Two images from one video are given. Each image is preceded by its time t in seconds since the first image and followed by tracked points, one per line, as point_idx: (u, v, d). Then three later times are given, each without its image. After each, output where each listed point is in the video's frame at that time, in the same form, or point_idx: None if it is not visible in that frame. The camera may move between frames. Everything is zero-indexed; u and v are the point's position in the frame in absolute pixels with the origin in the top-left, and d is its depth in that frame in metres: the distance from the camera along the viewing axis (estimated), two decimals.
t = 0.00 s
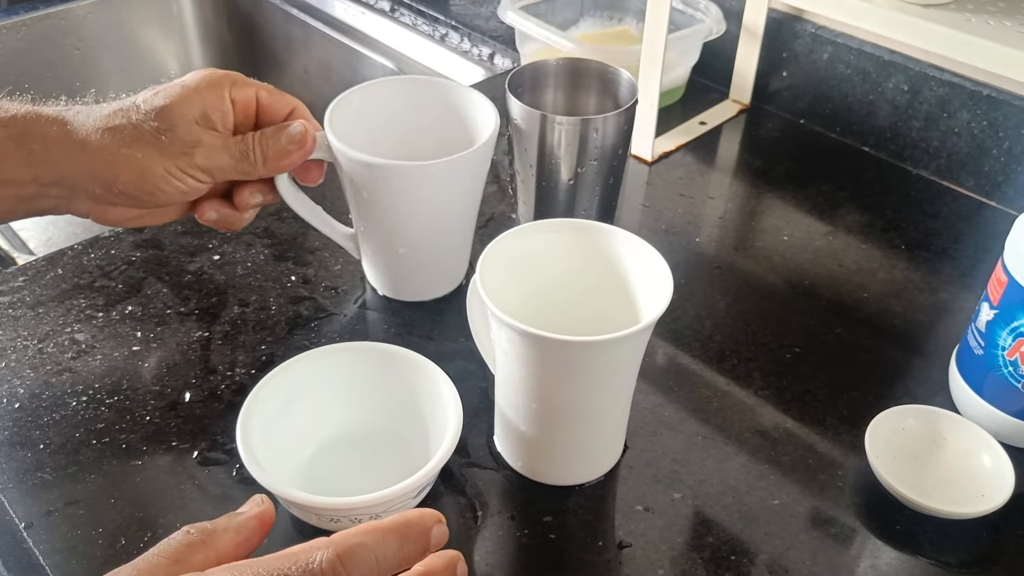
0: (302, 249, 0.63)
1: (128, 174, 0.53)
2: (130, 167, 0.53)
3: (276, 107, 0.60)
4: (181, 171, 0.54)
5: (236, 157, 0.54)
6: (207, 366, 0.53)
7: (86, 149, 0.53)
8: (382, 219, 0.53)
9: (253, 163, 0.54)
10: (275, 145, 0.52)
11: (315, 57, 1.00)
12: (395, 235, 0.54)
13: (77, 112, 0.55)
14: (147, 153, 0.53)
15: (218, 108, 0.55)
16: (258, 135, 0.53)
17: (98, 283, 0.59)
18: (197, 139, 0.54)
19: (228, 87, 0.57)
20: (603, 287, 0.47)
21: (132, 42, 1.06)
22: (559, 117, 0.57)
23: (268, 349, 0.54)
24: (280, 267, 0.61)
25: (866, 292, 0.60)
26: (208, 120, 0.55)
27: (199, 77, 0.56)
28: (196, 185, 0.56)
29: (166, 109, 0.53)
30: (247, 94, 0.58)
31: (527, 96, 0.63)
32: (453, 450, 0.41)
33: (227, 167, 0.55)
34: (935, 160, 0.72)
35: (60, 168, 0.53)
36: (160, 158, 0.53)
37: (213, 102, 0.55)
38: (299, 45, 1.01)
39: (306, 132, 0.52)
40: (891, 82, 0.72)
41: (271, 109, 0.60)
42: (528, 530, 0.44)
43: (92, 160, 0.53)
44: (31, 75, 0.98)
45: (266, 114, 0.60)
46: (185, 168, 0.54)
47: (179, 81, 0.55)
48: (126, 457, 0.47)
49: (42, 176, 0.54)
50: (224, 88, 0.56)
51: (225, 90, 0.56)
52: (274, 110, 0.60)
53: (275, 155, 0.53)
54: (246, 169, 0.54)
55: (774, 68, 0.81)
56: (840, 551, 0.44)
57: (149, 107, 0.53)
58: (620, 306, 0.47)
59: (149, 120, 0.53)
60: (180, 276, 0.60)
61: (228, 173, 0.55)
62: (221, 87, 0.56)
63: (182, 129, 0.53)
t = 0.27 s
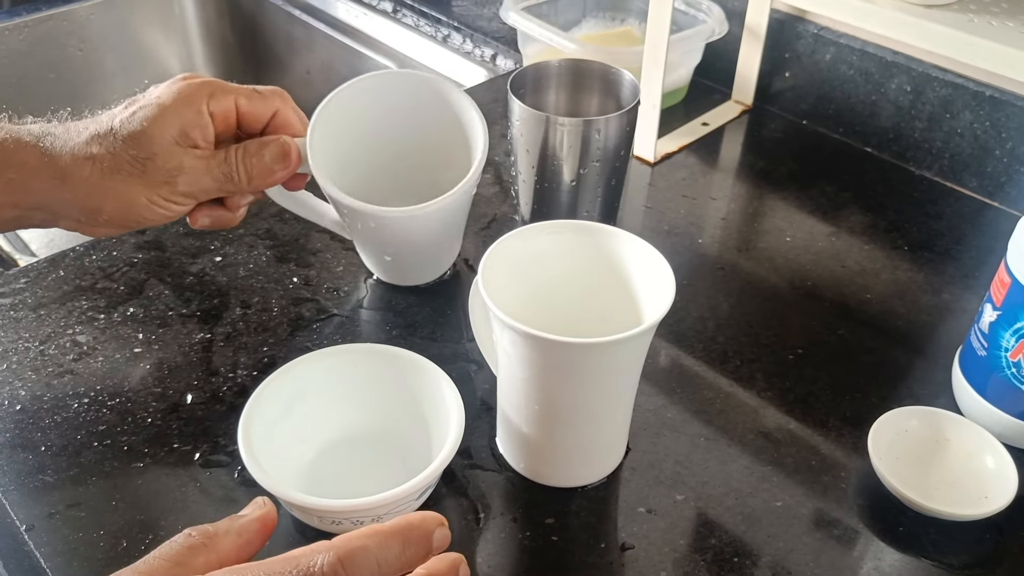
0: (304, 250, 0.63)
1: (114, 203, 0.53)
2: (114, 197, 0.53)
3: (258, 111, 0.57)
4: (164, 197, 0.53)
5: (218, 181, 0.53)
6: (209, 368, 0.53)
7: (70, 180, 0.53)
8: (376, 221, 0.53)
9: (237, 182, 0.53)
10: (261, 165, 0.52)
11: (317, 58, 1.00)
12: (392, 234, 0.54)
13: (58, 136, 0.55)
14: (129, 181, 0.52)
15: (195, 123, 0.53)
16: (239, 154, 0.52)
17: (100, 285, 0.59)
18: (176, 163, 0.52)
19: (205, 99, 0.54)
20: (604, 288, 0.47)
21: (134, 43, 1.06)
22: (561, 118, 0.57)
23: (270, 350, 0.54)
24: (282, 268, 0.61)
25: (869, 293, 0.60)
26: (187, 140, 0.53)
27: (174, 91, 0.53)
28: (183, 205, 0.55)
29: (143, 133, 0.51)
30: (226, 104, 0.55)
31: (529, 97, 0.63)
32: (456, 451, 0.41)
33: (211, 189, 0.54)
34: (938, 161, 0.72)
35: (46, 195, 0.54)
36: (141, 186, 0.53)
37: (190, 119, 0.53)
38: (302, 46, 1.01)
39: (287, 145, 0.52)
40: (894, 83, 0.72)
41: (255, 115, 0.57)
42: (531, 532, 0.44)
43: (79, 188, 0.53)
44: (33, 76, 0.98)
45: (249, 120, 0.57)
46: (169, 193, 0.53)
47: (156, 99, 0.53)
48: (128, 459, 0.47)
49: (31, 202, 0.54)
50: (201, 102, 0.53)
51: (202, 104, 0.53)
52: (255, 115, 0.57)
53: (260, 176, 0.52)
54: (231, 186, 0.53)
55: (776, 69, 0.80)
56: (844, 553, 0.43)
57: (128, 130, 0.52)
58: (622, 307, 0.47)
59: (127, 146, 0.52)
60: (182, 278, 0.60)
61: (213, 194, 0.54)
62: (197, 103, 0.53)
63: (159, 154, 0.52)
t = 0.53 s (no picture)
0: (304, 250, 0.63)
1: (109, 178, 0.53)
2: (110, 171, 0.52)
3: (257, 105, 0.59)
4: (161, 174, 0.53)
5: (218, 156, 0.53)
6: (208, 368, 0.53)
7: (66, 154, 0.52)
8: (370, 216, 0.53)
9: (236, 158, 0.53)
10: (260, 145, 0.52)
11: (318, 57, 1.00)
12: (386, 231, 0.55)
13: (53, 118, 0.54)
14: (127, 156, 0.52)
15: (198, 109, 0.55)
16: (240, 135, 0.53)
17: (100, 285, 0.59)
18: (177, 141, 0.53)
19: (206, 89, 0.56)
20: (606, 289, 0.47)
21: (135, 42, 1.06)
22: (561, 118, 0.57)
23: (270, 350, 0.54)
24: (282, 268, 0.61)
25: (870, 293, 0.60)
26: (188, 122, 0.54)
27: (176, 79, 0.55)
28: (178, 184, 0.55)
29: (146, 112, 0.53)
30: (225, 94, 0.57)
31: (529, 97, 0.63)
32: (456, 451, 0.41)
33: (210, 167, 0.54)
34: (938, 162, 0.72)
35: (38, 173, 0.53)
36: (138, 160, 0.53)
37: (191, 104, 0.54)
38: (303, 46, 1.01)
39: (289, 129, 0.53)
40: (894, 84, 0.72)
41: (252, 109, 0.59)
42: (530, 533, 0.44)
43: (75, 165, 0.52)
44: (33, 75, 0.98)
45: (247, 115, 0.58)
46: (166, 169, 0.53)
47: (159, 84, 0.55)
48: (127, 459, 0.47)
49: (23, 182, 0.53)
50: (202, 90, 0.55)
51: (204, 92, 0.55)
52: (254, 109, 0.59)
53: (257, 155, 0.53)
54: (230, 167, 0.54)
55: (777, 69, 0.80)
56: (844, 554, 0.43)
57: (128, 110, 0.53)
58: (621, 307, 0.47)
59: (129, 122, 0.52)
60: (181, 278, 0.60)
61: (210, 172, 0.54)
62: (199, 89, 0.55)
63: (162, 131, 0.53)
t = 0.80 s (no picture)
0: (305, 251, 0.63)
1: (111, 147, 0.53)
2: (110, 139, 0.52)
3: (259, 87, 0.59)
4: (162, 142, 0.53)
5: (219, 128, 0.53)
6: (209, 369, 0.53)
7: (70, 121, 0.52)
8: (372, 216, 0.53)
9: (237, 130, 0.53)
10: (262, 122, 0.52)
11: (318, 58, 1.00)
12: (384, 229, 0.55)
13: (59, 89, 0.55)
14: (126, 124, 0.52)
15: (201, 81, 0.54)
16: (244, 110, 0.53)
17: (101, 286, 0.59)
18: (178, 109, 0.53)
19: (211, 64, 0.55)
20: (606, 290, 0.47)
21: (135, 43, 1.06)
22: (562, 119, 0.57)
23: (271, 351, 0.54)
24: (283, 269, 0.61)
25: (870, 294, 0.60)
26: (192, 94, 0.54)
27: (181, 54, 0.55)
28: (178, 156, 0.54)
29: (151, 83, 0.53)
30: (231, 73, 0.56)
31: (530, 98, 0.63)
32: (457, 450, 0.41)
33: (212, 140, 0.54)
34: (939, 162, 0.72)
35: (40, 140, 0.53)
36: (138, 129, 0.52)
37: (195, 78, 0.54)
38: (303, 47, 1.01)
39: (298, 117, 0.53)
40: (895, 84, 0.72)
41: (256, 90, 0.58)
42: (531, 533, 0.44)
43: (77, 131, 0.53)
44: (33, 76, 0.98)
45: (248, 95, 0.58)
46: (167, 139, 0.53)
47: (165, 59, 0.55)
48: (129, 460, 0.47)
49: (29, 152, 0.54)
50: (206, 65, 0.55)
51: (208, 66, 0.55)
52: (256, 90, 0.58)
53: (259, 132, 0.52)
54: (230, 140, 0.53)
55: (777, 70, 0.80)
56: (845, 554, 0.43)
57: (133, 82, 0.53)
58: (621, 307, 0.47)
59: (132, 91, 0.52)
60: (182, 279, 0.60)
61: (210, 144, 0.54)
62: (204, 64, 0.55)
63: (164, 99, 0.53)
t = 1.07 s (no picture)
0: (303, 252, 0.63)
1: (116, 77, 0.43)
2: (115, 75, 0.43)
3: None
4: (238, 69, 0.42)
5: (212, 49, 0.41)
6: (208, 370, 0.53)
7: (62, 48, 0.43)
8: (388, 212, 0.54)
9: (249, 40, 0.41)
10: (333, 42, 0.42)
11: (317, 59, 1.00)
12: (394, 226, 0.55)
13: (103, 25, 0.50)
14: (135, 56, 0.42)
15: None
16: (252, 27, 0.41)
17: (100, 287, 0.59)
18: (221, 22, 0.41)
19: None
20: (606, 292, 0.47)
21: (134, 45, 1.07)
22: (559, 120, 0.57)
23: (269, 352, 0.54)
24: (281, 270, 0.61)
25: (867, 294, 0.60)
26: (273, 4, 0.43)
27: None
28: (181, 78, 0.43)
29: (225, 4, 0.41)
30: None
31: (529, 100, 0.63)
32: (455, 450, 0.41)
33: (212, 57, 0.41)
34: (936, 163, 0.72)
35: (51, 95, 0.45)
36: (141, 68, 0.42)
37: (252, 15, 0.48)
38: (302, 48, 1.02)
39: (366, 46, 0.44)
40: (892, 85, 0.72)
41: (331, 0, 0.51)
42: (529, 534, 0.44)
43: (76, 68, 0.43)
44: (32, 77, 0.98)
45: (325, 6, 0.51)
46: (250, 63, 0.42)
47: None
48: (127, 461, 0.47)
49: (31, 113, 0.46)
50: None
51: None
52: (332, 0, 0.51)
53: (330, 58, 0.43)
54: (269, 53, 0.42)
55: (775, 71, 0.81)
56: (842, 554, 0.44)
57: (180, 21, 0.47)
58: (621, 308, 0.47)
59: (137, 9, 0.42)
60: (181, 280, 0.60)
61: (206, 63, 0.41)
62: None
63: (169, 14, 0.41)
